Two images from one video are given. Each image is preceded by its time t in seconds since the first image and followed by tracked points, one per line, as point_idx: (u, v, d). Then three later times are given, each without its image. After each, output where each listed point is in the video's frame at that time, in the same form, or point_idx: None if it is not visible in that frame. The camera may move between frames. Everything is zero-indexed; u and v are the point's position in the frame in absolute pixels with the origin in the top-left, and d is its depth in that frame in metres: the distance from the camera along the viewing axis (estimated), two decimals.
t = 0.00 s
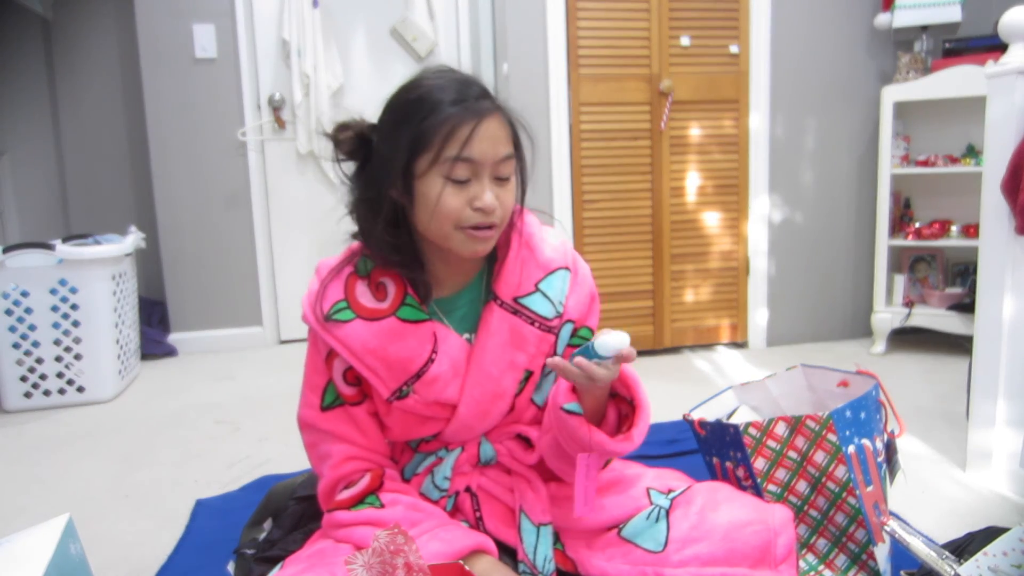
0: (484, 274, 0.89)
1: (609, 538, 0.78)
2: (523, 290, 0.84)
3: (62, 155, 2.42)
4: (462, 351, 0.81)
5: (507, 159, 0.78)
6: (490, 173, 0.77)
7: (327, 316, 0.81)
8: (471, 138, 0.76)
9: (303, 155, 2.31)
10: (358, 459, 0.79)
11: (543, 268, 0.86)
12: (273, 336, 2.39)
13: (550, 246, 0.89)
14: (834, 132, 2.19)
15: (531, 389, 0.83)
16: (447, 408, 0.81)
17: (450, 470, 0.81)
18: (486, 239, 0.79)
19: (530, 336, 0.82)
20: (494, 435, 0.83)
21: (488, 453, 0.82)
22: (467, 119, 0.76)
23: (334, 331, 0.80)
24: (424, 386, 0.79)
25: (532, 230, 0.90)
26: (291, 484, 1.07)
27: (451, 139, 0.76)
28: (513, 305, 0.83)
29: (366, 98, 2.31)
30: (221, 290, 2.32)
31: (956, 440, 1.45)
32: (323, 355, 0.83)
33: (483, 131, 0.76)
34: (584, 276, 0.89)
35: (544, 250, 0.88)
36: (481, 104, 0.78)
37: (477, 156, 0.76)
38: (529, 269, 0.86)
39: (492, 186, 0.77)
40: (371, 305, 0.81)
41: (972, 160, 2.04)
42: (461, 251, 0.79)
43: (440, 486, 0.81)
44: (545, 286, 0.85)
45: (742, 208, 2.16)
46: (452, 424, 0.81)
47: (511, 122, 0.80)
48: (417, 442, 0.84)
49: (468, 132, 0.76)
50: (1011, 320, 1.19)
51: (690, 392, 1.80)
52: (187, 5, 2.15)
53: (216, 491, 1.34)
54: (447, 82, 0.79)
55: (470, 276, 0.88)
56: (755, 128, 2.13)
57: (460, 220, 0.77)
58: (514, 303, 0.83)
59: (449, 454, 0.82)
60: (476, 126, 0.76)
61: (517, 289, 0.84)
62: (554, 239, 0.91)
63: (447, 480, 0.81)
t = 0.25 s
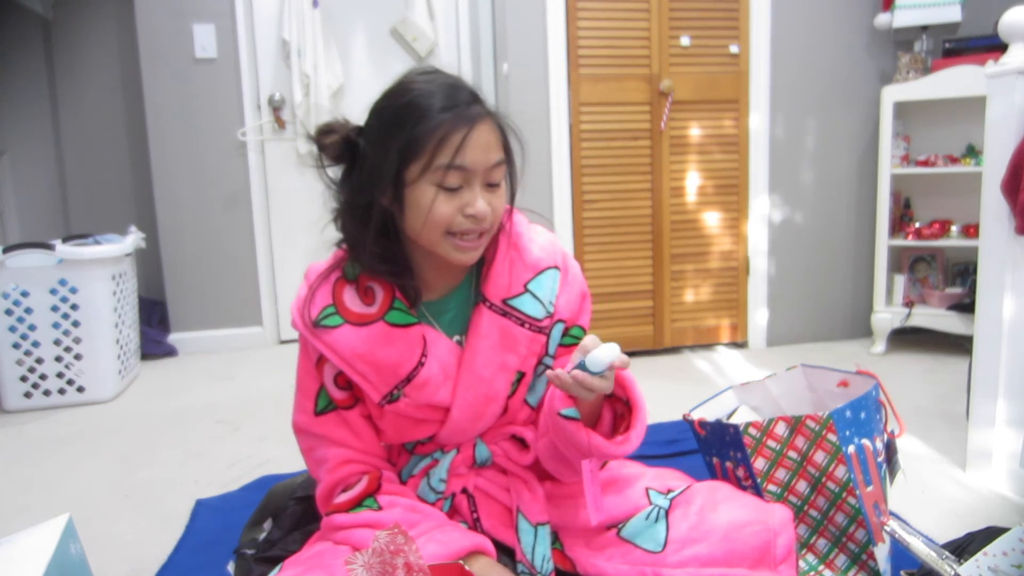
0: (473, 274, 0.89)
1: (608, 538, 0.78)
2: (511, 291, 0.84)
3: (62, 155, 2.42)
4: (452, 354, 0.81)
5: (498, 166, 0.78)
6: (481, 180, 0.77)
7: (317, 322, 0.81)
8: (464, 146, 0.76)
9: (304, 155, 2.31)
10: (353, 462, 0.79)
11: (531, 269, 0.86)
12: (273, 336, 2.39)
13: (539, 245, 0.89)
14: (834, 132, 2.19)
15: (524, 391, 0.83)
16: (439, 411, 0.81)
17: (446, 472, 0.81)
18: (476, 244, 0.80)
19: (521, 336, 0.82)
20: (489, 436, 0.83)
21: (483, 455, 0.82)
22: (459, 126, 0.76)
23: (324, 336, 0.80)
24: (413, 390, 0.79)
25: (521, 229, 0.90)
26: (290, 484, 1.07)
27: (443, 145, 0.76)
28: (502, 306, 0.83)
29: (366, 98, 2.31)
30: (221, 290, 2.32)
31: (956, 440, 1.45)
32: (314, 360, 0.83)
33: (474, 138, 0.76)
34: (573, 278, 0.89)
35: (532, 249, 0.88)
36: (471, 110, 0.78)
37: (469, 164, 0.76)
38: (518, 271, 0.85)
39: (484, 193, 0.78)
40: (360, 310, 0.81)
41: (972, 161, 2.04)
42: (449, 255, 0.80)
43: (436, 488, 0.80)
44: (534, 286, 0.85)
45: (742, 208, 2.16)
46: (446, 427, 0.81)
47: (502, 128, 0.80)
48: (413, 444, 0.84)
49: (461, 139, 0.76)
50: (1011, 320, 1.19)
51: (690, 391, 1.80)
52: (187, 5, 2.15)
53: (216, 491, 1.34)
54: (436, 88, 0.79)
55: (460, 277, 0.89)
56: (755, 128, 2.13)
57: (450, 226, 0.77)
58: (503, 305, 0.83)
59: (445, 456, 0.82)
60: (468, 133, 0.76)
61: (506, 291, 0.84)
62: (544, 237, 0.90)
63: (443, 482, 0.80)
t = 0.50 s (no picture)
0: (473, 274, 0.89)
1: (608, 538, 0.77)
2: (508, 291, 0.84)
3: (62, 155, 2.42)
4: (449, 353, 0.81)
5: (490, 162, 0.78)
6: (474, 177, 0.77)
7: (315, 324, 0.81)
8: (455, 143, 0.76)
9: (304, 155, 2.31)
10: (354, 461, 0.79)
11: (530, 268, 0.86)
12: (273, 336, 2.39)
13: (538, 245, 0.89)
14: (834, 132, 2.19)
15: (523, 390, 0.83)
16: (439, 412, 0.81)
17: (447, 473, 0.81)
18: (472, 242, 0.79)
19: (520, 336, 0.82)
20: (490, 437, 0.83)
21: (485, 456, 0.82)
22: (449, 124, 0.76)
23: (321, 338, 0.80)
24: (413, 390, 0.79)
25: (518, 228, 0.90)
26: (290, 484, 1.07)
27: (433, 145, 0.76)
28: (500, 307, 0.83)
29: (367, 98, 2.32)
30: (221, 290, 2.32)
31: (956, 440, 1.45)
32: (312, 361, 0.83)
33: (465, 136, 0.76)
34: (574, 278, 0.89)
35: (530, 248, 0.88)
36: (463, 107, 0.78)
37: (460, 162, 0.76)
38: (517, 270, 0.86)
39: (476, 191, 0.77)
40: (358, 311, 0.81)
41: (972, 160, 2.04)
42: (446, 253, 0.79)
43: (437, 490, 0.80)
44: (533, 286, 0.85)
45: (742, 208, 2.16)
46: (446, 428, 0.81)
47: (495, 125, 0.80)
48: (413, 446, 0.84)
49: (450, 137, 0.76)
50: (1011, 320, 1.19)
51: (690, 392, 1.80)
52: (187, 5, 2.15)
53: (216, 491, 1.34)
54: (426, 86, 0.78)
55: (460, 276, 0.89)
56: (755, 128, 2.13)
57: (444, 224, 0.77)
58: (501, 305, 0.83)
59: (445, 458, 0.82)
60: (458, 130, 0.76)
61: (504, 291, 0.84)
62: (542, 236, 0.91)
63: (444, 484, 0.81)
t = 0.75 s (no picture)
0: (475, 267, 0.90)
1: (607, 544, 0.75)
2: (480, 277, 0.82)
3: (61, 155, 2.42)
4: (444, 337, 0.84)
5: (444, 148, 0.76)
6: (427, 163, 0.76)
7: (320, 287, 0.84)
8: (400, 133, 0.75)
9: (304, 155, 2.31)
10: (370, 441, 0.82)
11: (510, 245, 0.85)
12: (273, 336, 2.39)
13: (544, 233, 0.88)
14: (835, 132, 2.19)
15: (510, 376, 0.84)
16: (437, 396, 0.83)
17: (446, 482, 0.85)
18: (435, 231, 0.78)
19: (492, 325, 0.81)
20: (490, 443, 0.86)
21: (484, 463, 0.86)
22: (392, 114, 0.76)
23: (323, 301, 0.84)
24: (411, 368, 0.82)
25: (509, 212, 0.89)
26: (290, 484, 1.07)
27: (382, 137, 0.76)
28: (470, 295, 0.82)
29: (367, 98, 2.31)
30: (221, 290, 2.32)
31: (956, 440, 1.45)
32: (317, 323, 0.87)
33: (411, 120, 0.76)
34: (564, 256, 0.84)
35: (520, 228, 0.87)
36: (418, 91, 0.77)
37: (407, 152, 0.75)
38: (496, 246, 0.85)
39: (431, 178, 0.76)
40: (366, 283, 0.84)
41: (972, 161, 2.04)
42: (413, 247, 0.79)
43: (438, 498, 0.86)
44: (506, 271, 0.83)
45: (742, 208, 2.16)
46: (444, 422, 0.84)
47: (455, 108, 0.78)
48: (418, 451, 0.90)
49: (395, 127, 0.76)
50: (1010, 320, 1.19)
51: (690, 392, 1.80)
52: (187, 4, 2.14)
53: (217, 491, 1.34)
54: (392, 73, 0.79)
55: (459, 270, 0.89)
56: (755, 128, 2.13)
57: (401, 217, 0.76)
58: (471, 294, 0.82)
59: (446, 464, 0.86)
60: (403, 119, 0.75)
61: (477, 279, 0.82)
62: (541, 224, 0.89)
63: (443, 494, 0.86)
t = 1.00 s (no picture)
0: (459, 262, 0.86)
1: (597, 569, 0.69)
2: (445, 273, 0.80)
3: (62, 155, 2.42)
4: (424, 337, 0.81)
5: (420, 126, 0.71)
6: (404, 143, 0.71)
7: (301, 268, 0.82)
8: (373, 111, 0.71)
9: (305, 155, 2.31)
10: (350, 443, 0.77)
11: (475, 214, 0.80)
12: (273, 336, 2.39)
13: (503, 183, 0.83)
14: (835, 132, 2.19)
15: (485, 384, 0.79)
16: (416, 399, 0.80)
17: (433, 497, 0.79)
18: (412, 219, 0.72)
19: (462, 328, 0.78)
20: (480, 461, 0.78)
21: (472, 479, 0.79)
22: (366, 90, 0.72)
23: (303, 281, 0.81)
24: (390, 366, 0.79)
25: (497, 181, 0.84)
26: (289, 484, 1.07)
27: (356, 116, 0.72)
28: (433, 292, 0.80)
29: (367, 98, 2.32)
30: (221, 290, 2.32)
31: (956, 440, 1.45)
32: (291, 303, 0.83)
33: (386, 95, 0.71)
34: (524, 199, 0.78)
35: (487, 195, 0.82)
36: (399, 67, 0.73)
37: (381, 132, 0.71)
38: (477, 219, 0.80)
39: (407, 157, 0.70)
40: (349, 268, 0.81)
41: (972, 161, 2.04)
42: (389, 236, 0.73)
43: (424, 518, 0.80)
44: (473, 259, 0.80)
45: (742, 208, 2.16)
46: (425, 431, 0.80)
47: (438, 86, 0.73)
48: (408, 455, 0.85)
49: (369, 104, 0.71)
50: (1010, 320, 1.19)
51: (690, 392, 1.80)
52: (187, 5, 2.15)
53: (216, 491, 1.34)
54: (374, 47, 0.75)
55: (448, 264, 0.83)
56: (755, 128, 2.13)
57: (374, 202, 0.72)
58: (434, 290, 0.80)
59: (432, 480, 0.81)
60: (377, 96, 0.71)
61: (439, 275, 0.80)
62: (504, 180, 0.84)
63: (428, 513, 0.80)
